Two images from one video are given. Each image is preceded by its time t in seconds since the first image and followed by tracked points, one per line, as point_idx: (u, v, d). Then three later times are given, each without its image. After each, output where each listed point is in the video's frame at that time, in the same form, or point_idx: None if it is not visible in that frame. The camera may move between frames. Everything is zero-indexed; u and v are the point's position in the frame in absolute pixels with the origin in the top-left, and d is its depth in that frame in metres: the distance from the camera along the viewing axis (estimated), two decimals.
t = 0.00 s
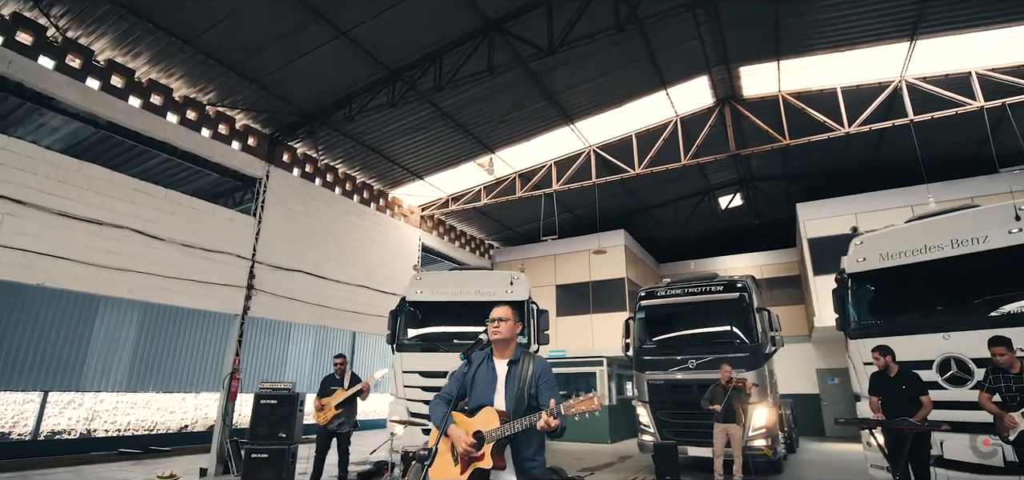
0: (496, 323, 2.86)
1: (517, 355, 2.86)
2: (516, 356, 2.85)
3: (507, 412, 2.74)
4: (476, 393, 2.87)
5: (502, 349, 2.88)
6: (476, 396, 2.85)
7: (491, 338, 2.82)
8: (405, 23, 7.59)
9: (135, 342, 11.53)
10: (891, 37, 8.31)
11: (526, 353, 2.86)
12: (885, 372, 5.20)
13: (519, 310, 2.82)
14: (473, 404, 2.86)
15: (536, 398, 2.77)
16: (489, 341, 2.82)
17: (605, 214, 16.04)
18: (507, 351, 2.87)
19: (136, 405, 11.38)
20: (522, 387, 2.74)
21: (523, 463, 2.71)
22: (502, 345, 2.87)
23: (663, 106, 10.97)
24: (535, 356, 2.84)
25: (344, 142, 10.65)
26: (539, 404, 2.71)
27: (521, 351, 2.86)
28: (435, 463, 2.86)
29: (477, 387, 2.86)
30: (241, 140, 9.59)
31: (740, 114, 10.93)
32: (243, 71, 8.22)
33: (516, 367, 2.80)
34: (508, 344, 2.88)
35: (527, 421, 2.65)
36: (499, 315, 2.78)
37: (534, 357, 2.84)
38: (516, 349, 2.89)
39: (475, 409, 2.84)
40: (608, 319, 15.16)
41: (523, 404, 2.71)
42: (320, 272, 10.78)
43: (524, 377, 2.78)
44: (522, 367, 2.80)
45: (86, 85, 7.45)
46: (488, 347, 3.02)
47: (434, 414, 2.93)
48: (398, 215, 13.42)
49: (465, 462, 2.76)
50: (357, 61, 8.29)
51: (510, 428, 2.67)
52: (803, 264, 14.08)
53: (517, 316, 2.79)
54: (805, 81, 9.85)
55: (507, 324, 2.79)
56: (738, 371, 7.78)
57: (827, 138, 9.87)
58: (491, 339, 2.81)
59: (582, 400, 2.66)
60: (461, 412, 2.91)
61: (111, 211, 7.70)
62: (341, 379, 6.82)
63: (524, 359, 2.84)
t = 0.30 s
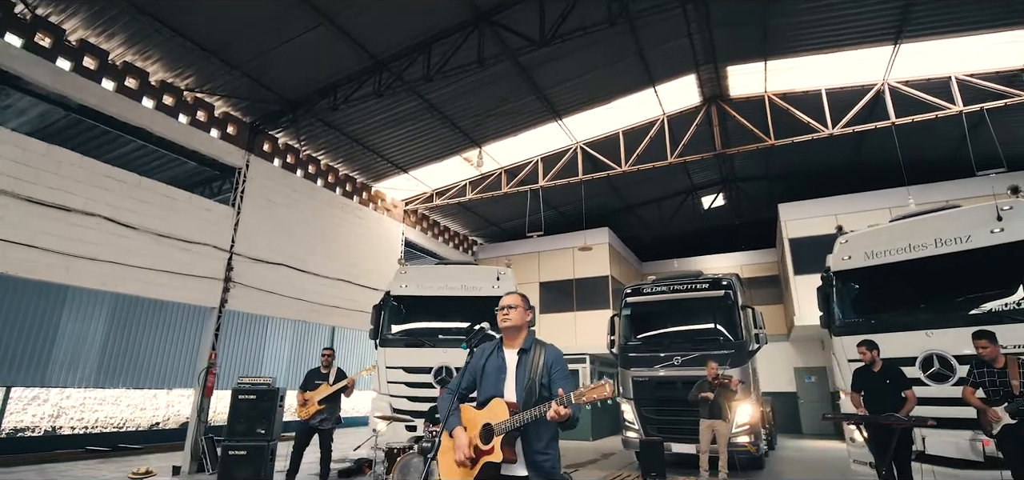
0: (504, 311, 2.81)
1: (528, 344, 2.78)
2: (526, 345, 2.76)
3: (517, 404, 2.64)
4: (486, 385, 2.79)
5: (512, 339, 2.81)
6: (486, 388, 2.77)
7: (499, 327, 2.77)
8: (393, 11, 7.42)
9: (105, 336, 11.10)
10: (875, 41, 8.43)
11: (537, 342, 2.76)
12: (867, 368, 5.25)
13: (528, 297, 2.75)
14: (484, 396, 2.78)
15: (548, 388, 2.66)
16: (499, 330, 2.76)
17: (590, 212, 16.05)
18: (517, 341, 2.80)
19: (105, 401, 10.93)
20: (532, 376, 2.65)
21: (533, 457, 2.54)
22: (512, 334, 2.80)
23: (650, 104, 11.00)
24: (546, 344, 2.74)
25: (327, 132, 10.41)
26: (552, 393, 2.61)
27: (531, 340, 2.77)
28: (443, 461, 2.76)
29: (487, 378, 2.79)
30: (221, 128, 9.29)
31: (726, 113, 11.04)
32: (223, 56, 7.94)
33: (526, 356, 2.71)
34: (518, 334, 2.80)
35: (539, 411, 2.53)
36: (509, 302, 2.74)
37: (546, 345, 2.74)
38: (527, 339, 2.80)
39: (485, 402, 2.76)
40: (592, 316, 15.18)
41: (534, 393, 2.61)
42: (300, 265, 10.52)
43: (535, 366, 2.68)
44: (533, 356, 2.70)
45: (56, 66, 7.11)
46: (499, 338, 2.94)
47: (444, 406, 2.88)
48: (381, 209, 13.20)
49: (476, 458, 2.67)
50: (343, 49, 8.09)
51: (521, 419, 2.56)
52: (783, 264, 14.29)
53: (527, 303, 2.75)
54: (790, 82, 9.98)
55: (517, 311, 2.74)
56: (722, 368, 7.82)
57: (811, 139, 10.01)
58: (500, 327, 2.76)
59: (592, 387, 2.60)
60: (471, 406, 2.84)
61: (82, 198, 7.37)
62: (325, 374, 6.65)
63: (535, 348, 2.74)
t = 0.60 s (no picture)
0: (509, 304, 2.70)
1: (534, 337, 2.67)
2: (533, 339, 2.66)
3: (524, 401, 2.55)
4: (492, 381, 2.71)
5: (518, 332, 2.71)
6: (492, 384, 2.70)
7: (504, 321, 2.67)
8: None
9: (72, 331, 10.63)
10: (861, 46, 8.54)
11: (544, 335, 2.65)
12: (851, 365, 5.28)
13: (531, 288, 2.63)
14: (490, 392, 2.70)
15: (557, 383, 2.58)
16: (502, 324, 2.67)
17: (574, 210, 16.02)
18: (524, 334, 2.70)
19: (71, 398, 10.44)
20: (539, 372, 2.55)
21: (540, 457, 2.47)
22: (518, 328, 2.69)
23: (637, 103, 11.01)
24: (553, 338, 2.62)
25: (310, 124, 10.16)
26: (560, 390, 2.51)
27: (538, 333, 2.66)
28: (448, 458, 2.76)
29: (493, 374, 2.71)
30: (198, 117, 8.98)
31: (712, 114, 11.13)
32: (203, 41, 7.66)
33: (532, 351, 2.62)
34: (524, 327, 2.69)
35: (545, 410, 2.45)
36: (512, 295, 2.64)
37: (553, 338, 2.64)
38: (534, 331, 2.69)
39: (491, 398, 2.68)
40: (575, 315, 15.16)
41: (542, 390, 2.52)
42: (280, 260, 10.25)
43: (542, 362, 2.58)
44: (540, 351, 2.61)
45: (23, 46, 6.75)
46: (505, 331, 2.85)
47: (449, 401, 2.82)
48: (363, 204, 12.97)
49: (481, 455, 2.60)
50: (329, 38, 7.88)
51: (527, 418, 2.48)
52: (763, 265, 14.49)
53: (531, 295, 2.64)
54: (775, 85, 10.08)
55: (520, 304, 2.64)
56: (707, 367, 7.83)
57: (795, 141, 10.11)
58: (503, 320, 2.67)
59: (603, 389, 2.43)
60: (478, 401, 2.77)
61: (49, 185, 7.03)
62: (301, 372, 6.45)
63: (542, 342, 2.64)
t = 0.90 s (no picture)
0: (513, 296, 2.69)
1: (539, 331, 2.65)
2: (538, 332, 2.64)
3: (529, 396, 2.52)
4: (495, 376, 2.68)
5: (522, 325, 2.70)
6: (495, 378, 2.66)
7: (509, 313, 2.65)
8: None
9: (39, 325, 10.22)
10: (848, 50, 8.65)
11: (548, 328, 2.64)
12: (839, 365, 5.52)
13: (538, 280, 2.67)
14: (493, 387, 2.67)
15: (563, 378, 2.54)
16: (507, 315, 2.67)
17: (560, 209, 15.99)
18: (528, 327, 2.69)
19: (37, 396, 9.97)
20: (544, 366, 2.52)
21: (545, 455, 2.41)
22: (523, 321, 2.69)
23: (626, 102, 11.02)
24: (559, 331, 2.61)
25: (294, 116, 9.92)
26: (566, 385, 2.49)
27: (543, 326, 2.65)
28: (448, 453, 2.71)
29: (496, 368, 2.68)
30: (178, 105, 8.67)
31: (700, 114, 11.21)
32: (183, 27, 7.39)
33: (537, 345, 2.60)
34: (529, 320, 2.69)
35: (552, 405, 2.42)
36: (517, 286, 2.64)
37: (559, 331, 2.62)
38: (539, 325, 2.68)
39: (494, 393, 2.65)
40: (560, 314, 15.13)
41: (547, 385, 2.48)
42: (260, 254, 9.96)
43: (547, 356, 2.55)
44: (545, 343, 2.58)
45: None
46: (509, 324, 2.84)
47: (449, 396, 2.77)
48: (347, 199, 12.73)
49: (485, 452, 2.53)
50: (315, 27, 7.67)
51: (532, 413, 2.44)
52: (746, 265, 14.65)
53: (537, 287, 2.65)
54: (762, 86, 10.17)
55: (526, 296, 2.64)
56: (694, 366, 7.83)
57: (780, 143, 10.22)
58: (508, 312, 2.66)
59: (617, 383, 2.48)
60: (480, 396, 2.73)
61: (18, 172, 6.71)
62: (272, 368, 6.24)
63: (547, 336, 2.62)
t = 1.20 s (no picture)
0: (512, 290, 2.62)
1: (538, 326, 2.61)
2: (537, 328, 2.60)
3: (530, 392, 2.46)
4: (491, 372, 2.61)
5: (520, 320, 2.65)
6: (492, 375, 2.59)
7: (508, 306, 2.59)
8: None
9: None
10: (829, 56, 8.80)
11: (547, 323, 2.62)
12: (823, 363, 5.53)
13: (538, 274, 2.65)
14: (488, 383, 2.60)
15: (561, 375, 2.52)
16: (505, 310, 2.60)
17: (543, 208, 15.95)
18: (526, 322, 2.64)
19: None
20: (546, 362, 2.49)
21: (545, 454, 2.39)
22: (521, 315, 2.63)
23: (612, 101, 11.04)
24: (558, 327, 2.59)
25: (273, 107, 9.64)
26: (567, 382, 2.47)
27: (542, 322, 2.62)
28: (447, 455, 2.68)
29: (493, 363, 2.61)
30: (151, 92, 8.34)
31: (684, 115, 11.32)
32: (158, 10, 7.08)
33: (537, 341, 2.55)
34: (528, 314, 2.64)
35: (555, 403, 2.39)
36: (517, 280, 2.59)
37: (558, 328, 2.59)
38: (538, 319, 2.64)
39: (491, 390, 2.59)
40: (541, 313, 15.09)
41: (548, 382, 2.46)
42: (236, 248, 9.66)
43: (548, 351, 2.52)
44: (545, 339, 2.55)
45: None
46: (504, 319, 2.78)
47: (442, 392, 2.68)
48: (326, 194, 12.46)
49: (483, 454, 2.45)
50: (298, 15, 7.45)
51: (536, 411, 2.39)
52: (725, 266, 14.86)
53: (537, 282, 2.61)
54: (744, 89, 10.33)
55: (525, 291, 2.59)
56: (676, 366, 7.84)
57: (761, 145, 10.36)
58: (506, 307, 2.59)
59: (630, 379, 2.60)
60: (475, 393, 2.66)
61: None
62: (245, 365, 6.08)
63: (546, 332, 2.58)
